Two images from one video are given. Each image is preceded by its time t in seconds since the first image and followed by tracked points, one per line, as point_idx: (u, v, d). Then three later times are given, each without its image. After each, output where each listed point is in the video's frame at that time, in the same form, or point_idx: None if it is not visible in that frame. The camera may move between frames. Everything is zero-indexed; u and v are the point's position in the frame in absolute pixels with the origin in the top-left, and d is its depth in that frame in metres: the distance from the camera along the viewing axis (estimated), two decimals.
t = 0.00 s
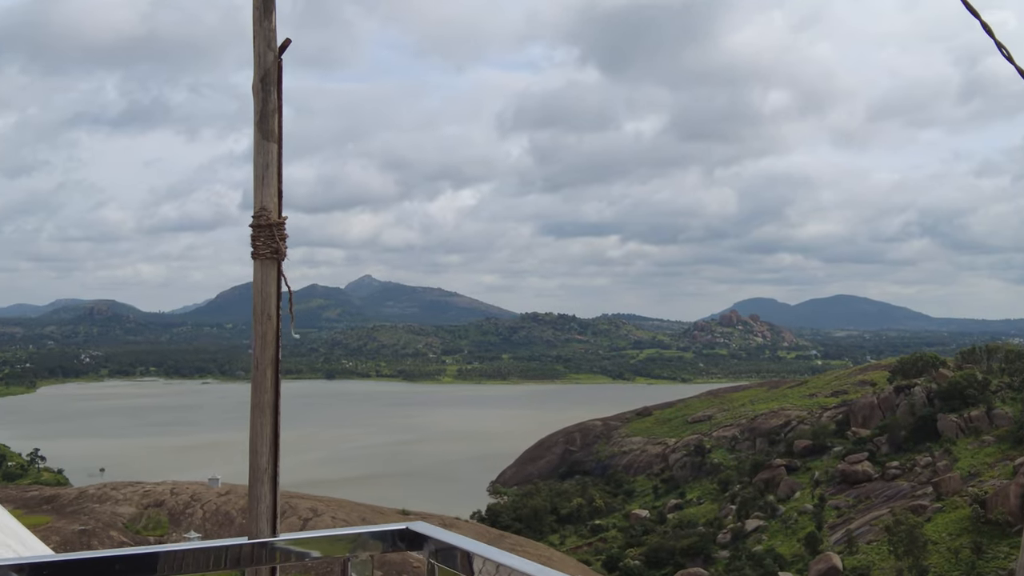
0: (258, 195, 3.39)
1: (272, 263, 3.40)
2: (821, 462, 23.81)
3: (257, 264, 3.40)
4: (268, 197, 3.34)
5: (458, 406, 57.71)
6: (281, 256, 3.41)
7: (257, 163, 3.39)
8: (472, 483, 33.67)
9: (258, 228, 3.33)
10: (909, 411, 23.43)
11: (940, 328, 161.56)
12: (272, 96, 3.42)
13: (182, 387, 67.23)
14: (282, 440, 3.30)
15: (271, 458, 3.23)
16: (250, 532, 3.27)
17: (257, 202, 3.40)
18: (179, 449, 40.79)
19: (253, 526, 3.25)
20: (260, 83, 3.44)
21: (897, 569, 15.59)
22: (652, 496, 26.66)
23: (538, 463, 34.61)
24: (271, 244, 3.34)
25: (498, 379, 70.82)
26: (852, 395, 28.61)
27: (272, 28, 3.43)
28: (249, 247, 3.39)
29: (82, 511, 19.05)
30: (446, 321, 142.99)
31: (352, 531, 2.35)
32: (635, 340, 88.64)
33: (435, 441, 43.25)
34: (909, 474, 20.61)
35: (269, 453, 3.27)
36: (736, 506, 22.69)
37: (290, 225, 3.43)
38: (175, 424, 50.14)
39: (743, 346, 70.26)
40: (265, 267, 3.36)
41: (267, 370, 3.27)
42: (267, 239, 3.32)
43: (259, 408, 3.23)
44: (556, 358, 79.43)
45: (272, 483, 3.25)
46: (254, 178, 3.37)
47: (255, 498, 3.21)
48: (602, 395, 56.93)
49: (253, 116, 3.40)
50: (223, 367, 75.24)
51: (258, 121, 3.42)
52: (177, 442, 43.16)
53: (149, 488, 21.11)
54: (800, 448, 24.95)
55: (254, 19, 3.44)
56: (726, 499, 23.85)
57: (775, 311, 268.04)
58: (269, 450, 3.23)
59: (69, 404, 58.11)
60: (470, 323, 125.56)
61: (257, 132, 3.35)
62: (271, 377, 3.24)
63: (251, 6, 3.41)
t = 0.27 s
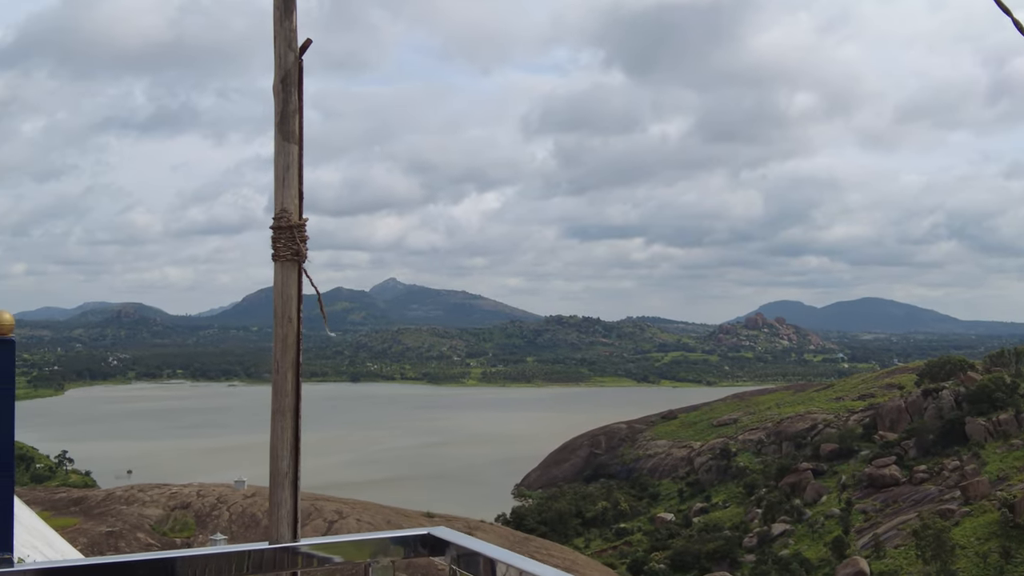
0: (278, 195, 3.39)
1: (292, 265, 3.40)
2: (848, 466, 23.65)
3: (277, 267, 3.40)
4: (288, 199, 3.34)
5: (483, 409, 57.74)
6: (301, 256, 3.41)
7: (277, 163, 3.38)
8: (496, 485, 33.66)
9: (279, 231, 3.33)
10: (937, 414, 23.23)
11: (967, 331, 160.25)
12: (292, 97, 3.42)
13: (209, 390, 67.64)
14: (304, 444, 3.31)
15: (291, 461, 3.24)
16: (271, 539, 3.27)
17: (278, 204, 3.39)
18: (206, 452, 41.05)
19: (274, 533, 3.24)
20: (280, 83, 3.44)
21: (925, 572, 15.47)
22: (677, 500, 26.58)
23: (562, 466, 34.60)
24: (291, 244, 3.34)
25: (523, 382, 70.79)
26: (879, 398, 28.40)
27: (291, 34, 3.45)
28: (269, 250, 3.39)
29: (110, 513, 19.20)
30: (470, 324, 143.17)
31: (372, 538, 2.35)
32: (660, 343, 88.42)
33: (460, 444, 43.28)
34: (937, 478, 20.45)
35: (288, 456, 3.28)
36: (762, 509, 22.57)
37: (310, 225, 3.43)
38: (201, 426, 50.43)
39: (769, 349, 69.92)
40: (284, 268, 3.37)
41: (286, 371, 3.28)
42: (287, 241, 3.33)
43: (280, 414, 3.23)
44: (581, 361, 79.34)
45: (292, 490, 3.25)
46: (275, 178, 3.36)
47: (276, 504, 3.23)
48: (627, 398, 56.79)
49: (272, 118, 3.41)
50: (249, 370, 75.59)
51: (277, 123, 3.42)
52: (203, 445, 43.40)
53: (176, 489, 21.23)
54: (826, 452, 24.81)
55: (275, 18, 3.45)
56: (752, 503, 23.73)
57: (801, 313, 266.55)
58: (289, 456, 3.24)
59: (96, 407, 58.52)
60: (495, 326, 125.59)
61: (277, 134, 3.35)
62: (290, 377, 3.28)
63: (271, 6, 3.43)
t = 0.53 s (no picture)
0: (304, 199, 3.47)
1: (318, 267, 3.48)
2: (877, 469, 23.53)
3: (303, 268, 3.49)
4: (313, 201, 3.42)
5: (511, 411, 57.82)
6: (326, 259, 3.50)
7: (304, 164, 3.47)
8: (524, 487, 33.72)
9: (304, 233, 3.41)
10: (967, 417, 23.07)
11: (1001, 334, 158.47)
12: (318, 98, 3.50)
13: (239, 391, 68.12)
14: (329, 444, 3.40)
15: (316, 463, 3.32)
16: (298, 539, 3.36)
17: (304, 206, 3.48)
18: (236, 453, 41.38)
19: (300, 532, 3.33)
20: (306, 87, 3.52)
21: None
22: (705, 503, 26.54)
23: (590, 469, 34.62)
24: (317, 247, 3.43)
25: (550, 385, 70.78)
26: (909, 401, 28.23)
27: (319, 35, 3.53)
28: (296, 252, 3.47)
29: (141, 513, 19.42)
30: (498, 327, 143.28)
31: (398, 537, 2.42)
32: (688, 346, 88.12)
33: (488, 446, 43.37)
34: (967, 482, 20.32)
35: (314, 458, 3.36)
36: (791, 513, 22.51)
37: (334, 229, 3.51)
38: (231, 428, 50.80)
39: (798, 351, 69.49)
40: (311, 271, 3.43)
41: (312, 374, 3.37)
42: (313, 243, 3.40)
43: (305, 413, 3.32)
44: (609, 363, 79.22)
45: (318, 491, 3.34)
46: (301, 181, 3.45)
47: (302, 505, 3.31)
48: (655, 401, 56.67)
49: (301, 122, 3.49)
50: (278, 372, 76.03)
51: (305, 126, 3.51)
52: (233, 446, 43.74)
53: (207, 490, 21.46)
54: (855, 455, 24.69)
55: (301, 22, 3.54)
56: (781, 506, 23.66)
57: (831, 315, 264.80)
58: (314, 456, 3.32)
59: (127, 408, 59.06)
60: (523, 328, 125.64)
61: (303, 135, 3.44)
62: (317, 379, 3.37)
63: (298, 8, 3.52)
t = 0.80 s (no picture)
0: (332, 195, 3.38)
1: (347, 263, 3.40)
2: (909, 472, 23.25)
3: (331, 266, 3.40)
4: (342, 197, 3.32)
5: (538, 413, 57.66)
6: (355, 257, 3.40)
7: (332, 163, 3.40)
8: (552, 489, 33.59)
9: (332, 230, 3.33)
10: (1000, 420, 22.74)
11: None
12: (348, 95, 3.43)
13: (267, 391, 68.41)
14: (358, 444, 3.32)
15: (344, 461, 3.25)
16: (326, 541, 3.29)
17: (333, 203, 3.39)
18: (265, 453, 41.54)
19: (330, 529, 3.30)
20: (335, 83, 3.46)
21: None
22: (734, 505, 26.34)
23: (618, 471, 34.45)
24: (347, 244, 3.33)
25: (577, 386, 70.57)
26: (941, 403, 27.89)
27: (347, 29, 3.46)
28: (323, 249, 3.39)
29: (170, 514, 19.47)
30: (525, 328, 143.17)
31: (427, 534, 2.34)
32: (716, 347, 87.64)
33: (516, 447, 43.28)
34: (1000, 485, 20.02)
35: (342, 457, 3.29)
36: (821, 516, 22.28)
37: (362, 225, 3.40)
38: (260, 429, 51.00)
39: (828, 353, 68.87)
40: (340, 268, 3.34)
41: (340, 372, 3.29)
42: (342, 240, 3.30)
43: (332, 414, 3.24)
44: (636, 364, 78.93)
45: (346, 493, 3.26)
46: (329, 179, 3.37)
47: (331, 501, 3.28)
48: (684, 403, 56.36)
49: (328, 119, 3.43)
50: (306, 373, 76.28)
51: (333, 123, 3.45)
52: (261, 446, 43.85)
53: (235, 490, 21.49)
54: (886, 458, 24.42)
55: (329, 17, 3.46)
56: (811, 509, 23.42)
57: (860, 316, 262.74)
58: (343, 456, 3.25)
59: (157, 408, 59.40)
60: (550, 329, 125.48)
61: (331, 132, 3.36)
62: (345, 378, 3.28)
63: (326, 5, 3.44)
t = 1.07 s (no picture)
0: (362, 194, 3.29)
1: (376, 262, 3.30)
2: (941, 474, 22.98)
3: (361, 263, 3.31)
4: (372, 196, 3.24)
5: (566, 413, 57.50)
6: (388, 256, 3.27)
7: (361, 160, 3.32)
8: (580, 490, 33.47)
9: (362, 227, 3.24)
10: None
11: None
12: (377, 93, 3.36)
13: (295, 392, 68.68)
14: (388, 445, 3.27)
15: (375, 461, 3.24)
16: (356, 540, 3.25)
17: (361, 202, 3.30)
18: (295, 453, 41.71)
19: (361, 528, 3.28)
20: (364, 83, 3.39)
21: None
22: (764, 507, 26.17)
23: (646, 472, 34.31)
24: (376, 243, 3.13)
25: (605, 387, 70.35)
26: (974, 405, 27.54)
27: (376, 25, 3.38)
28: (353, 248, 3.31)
29: (199, 513, 19.53)
30: (553, 329, 142.91)
31: (459, 536, 2.26)
32: (745, 347, 87.16)
33: (544, 447, 43.18)
34: None
35: (372, 456, 3.29)
36: (852, 518, 22.07)
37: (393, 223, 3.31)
38: (289, 429, 51.20)
39: (859, 354, 68.28)
40: (371, 268, 3.22)
41: (370, 372, 3.24)
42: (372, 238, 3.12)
43: (363, 410, 3.18)
44: (665, 365, 78.62)
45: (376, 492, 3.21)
46: (358, 177, 3.29)
47: (361, 499, 3.27)
48: (713, 404, 56.07)
49: (358, 117, 3.35)
50: (334, 374, 76.53)
51: (362, 121, 3.37)
52: (290, 446, 43.99)
53: (264, 490, 21.55)
54: (918, 460, 24.15)
55: (358, 16, 3.39)
56: (842, 511, 23.18)
57: (891, 316, 260.72)
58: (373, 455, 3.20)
59: (186, 408, 59.74)
60: (578, 330, 125.24)
61: (359, 128, 3.29)
62: (374, 380, 3.22)
63: (355, 4, 3.37)
